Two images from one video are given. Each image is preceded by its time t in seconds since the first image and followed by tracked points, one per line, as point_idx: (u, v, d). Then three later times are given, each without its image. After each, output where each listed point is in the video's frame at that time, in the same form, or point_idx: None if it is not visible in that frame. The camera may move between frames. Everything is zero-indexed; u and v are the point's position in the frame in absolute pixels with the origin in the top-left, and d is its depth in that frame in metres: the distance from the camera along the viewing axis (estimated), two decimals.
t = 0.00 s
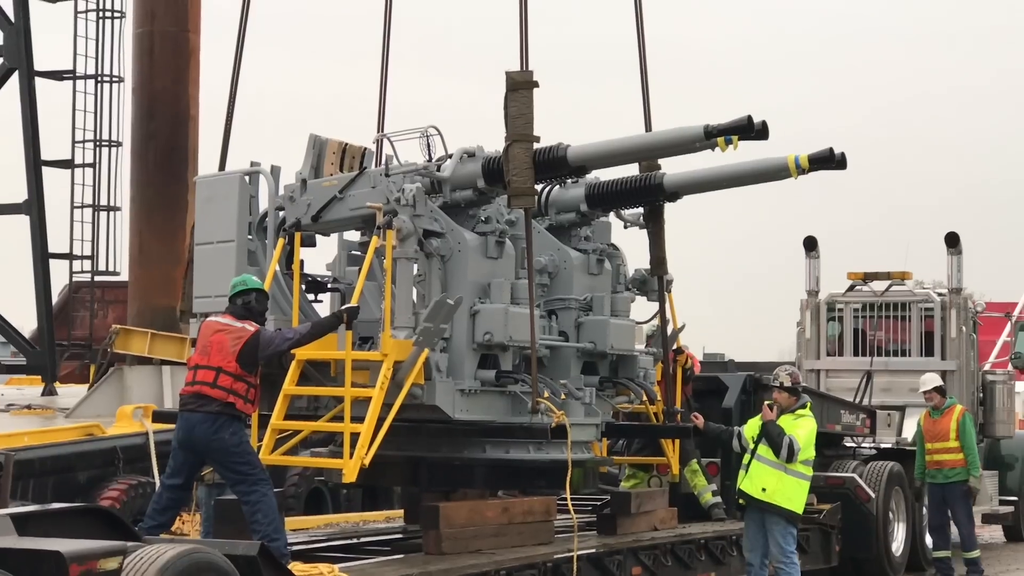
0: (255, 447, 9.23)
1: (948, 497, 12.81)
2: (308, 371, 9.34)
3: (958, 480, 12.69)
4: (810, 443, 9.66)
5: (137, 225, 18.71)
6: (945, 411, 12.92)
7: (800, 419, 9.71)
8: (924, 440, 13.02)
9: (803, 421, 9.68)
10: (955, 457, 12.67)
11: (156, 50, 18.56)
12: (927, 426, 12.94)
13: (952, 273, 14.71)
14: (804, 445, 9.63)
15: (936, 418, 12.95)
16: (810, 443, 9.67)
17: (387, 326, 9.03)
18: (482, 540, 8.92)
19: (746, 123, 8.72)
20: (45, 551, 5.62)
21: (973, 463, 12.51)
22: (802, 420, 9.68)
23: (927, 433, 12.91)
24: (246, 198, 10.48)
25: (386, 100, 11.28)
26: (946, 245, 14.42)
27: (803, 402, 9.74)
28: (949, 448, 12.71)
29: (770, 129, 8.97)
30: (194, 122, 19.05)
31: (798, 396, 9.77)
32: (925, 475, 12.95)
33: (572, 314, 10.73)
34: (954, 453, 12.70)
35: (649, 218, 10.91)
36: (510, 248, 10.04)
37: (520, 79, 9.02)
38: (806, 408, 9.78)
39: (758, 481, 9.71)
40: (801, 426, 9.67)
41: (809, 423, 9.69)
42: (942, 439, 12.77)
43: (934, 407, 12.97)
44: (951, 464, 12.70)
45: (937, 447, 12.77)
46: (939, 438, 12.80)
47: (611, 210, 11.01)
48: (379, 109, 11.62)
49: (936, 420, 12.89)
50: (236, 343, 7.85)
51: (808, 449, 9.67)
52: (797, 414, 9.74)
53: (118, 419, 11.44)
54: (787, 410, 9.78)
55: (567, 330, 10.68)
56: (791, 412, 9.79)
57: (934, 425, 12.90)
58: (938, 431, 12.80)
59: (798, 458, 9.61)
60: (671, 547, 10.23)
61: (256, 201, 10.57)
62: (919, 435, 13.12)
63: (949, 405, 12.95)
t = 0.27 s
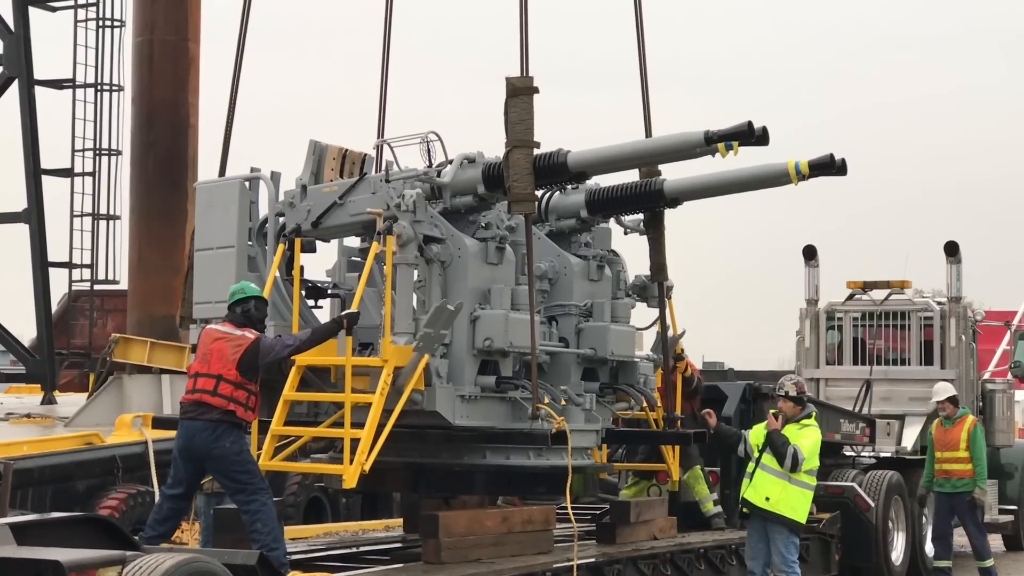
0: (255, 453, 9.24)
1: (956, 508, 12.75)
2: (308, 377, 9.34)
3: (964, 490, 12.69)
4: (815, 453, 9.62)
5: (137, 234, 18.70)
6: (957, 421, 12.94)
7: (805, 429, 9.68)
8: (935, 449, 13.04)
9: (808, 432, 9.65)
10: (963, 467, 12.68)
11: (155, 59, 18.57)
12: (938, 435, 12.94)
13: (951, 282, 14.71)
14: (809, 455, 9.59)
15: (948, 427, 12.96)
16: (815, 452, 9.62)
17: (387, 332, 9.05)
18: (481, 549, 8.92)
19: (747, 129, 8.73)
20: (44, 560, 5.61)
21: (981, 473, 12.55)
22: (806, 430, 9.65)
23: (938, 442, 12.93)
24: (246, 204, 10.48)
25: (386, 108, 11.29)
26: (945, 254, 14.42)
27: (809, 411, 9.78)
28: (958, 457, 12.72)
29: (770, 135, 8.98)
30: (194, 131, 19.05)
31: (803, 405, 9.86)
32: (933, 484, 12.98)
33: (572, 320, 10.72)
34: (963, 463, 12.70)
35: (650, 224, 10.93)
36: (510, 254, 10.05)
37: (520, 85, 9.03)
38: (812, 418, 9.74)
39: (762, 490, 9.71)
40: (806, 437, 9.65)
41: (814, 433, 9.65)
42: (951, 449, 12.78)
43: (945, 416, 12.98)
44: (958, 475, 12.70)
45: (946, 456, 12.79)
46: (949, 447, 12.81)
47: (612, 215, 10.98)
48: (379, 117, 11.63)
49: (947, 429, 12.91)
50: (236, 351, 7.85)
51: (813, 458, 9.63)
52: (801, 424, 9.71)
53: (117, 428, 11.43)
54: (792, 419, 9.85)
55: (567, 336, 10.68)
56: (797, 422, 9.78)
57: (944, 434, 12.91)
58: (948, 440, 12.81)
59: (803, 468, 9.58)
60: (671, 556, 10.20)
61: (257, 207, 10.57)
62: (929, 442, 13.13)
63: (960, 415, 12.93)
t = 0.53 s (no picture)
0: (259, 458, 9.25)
1: (975, 517, 12.80)
2: (312, 382, 9.35)
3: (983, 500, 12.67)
4: (820, 462, 9.65)
5: (139, 243, 18.70)
6: (977, 430, 12.87)
7: (811, 437, 9.73)
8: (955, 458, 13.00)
9: (814, 440, 9.69)
10: (982, 478, 12.66)
11: (158, 68, 18.60)
12: (958, 444, 12.94)
13: (954, 290, 14.70)
14: (814, 463, 9.63)
15: (968, 436, 12.93)
16: (821, 461, 9.65)
17: (390, 337, 9.07)
18: (483, 558, 8.88)
19: (750, 134, 8.75)
20: (47, 569, 5.59)
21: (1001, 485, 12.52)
22: (812, 439, 9.69)
23: (958, 451, 12.92)
24: (249, 209, 10.49)
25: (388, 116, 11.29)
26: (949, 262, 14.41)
27: (815, 420, 9.83)
28: (977, 467, 12.70)
29: (773, 138, 9.18)
30: (196, 139, 19.05)
31: (811, 414, 9.88)
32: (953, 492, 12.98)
33: (575, 325, 10.74)
34: (982, 473, 12.68)
35: (653, 229, 10.95)
36: (514, 260, 10.05)
37: (523, 90, 9.06)
38: (819, 426, 9.80)
39: (770, 499, 9.79)
40: (811, 445, 9.69)
41: (820, 441, 9.68)
42: (971, 458, 12.76)
43: (966, 425, 12.91)
44: (977, 485, 12.69)
45: (966, 466, 12.77)
46: (969, 457, 12.79)
47: (615, 221, 10.99)
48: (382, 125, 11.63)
49: (968, 438, 12.87)
50: (239, 357, 7.85)
51: (819, 466, 9.66)
52: (808, 432, 9.78)
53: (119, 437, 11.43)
54: (799, 427, 9.89)
55: (571, 341, 10.67)
56: (803, 430, 9.88)
57: (964, 443, 12.89)
58: (968, 450, 12.80)
59: (809, 476, 9.64)
60: (674, 564, 10.18)
61: (260, 212, 10.59)
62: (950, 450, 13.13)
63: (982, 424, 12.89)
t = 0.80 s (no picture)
0: (263, 462, 9.27)
1: (986, 524, 12.77)
2: (316, 387, 9.36)
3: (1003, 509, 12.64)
4: (827, 468, 9.83)
5: (142, 249, 18.74)
6: (994, 438, 12.81)
7: (818, 444, 9.91)
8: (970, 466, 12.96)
9: (821, 447, 9.87)
10: (997, 486, 12.64)
11: (162, 76, 18.64)
12: (973, 452, 12.90)
13: (958, 298, 14.68)
14: (821, 470, 9.81)
15: (984, 444, 12.88)
16: (829, 468, 9.83)
17: (395, 341, 9.02)
18: (486, 565, 8.85)
19: (754, 137, 8.76)
20: None
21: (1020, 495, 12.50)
22: (819, 445, 9.87)
23: (973, 459, 12.87)
24: (254, 213, 10.50)
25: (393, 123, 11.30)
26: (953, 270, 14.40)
27: (824, 427, 9.98)
28: (992, 476, 12.68)
29: (779, 143, 9.33)
30: (201, 147, 19.07)
31: (819, 422, 10.04)
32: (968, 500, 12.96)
33: (581, 330, 10.75)
34: (996, 481, 12.67)
35: (658, 234, 10.98)
36: (518, 264, 10.07)
37: (528, 94, 9.08)
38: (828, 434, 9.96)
39: (777, 505, 9.94)
40: (819, 451, 9.86)
41: (827, 448, 9.86)
42: (986, 466, 12.74)
43: (982, 433, 12.85)
44: (992, 493, 12.66)
45: (981, 474, 12.74)
46: (984, 465, 12.76)
47: (620, 225, 10.99)
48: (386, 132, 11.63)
49: (983, 447, 12.84)
50: (243, 364, 7.84)
51: (826, 473, 9.84)
52: (815, 439, 9.95)
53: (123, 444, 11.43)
54: (807, 434, 10.06)
55: (576, 346, 10.69)
56: (811, 438, 10.04)
57: (980, 451, 12.84)
58: (984, 458, 12.76)
59: (815, 482, 9.82)
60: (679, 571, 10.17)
61: (264, 216, 10.61)
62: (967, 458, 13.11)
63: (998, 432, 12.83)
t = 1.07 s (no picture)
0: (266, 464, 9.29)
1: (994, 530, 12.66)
2: (319, 389, 9.37)
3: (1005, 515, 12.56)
4: (831, 473, 9.83)
5: (144, 253, 18.76)
6: (1002, 444, 12.83)
7: (823, 449, 9.92)
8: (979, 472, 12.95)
9: (826, 452, 9.88)
10: (1003, 492, 12.58)
11: (165, 80, 18.65)
12: (982, 457, 12.88)
13: (960, 303, 14.68)
14: (826, 475, 9.81)
15: (994, 450, 12.88)
16: (834, 474, 9.84)
17: (398, 344, 9.06)
18: (488, 571, 8.84)
19: (757, 139, 8.76)
20: None
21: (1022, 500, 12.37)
22: (825, 451, 9.89)
23: (981, 464, 12.85)
24: (256, 215, 10.50)
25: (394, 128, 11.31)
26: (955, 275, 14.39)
27: (829, 433, 10.00)
28: (998, 481, 12.65)
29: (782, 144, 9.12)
30: (202, 152, 19.08)
31: (826, 427, 10.03)
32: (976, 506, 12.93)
33: (584, 332, 10.77)
34: (1003, 487, 12.61)
35: (661, 236, 10.99)
36: (521, 265, 10.08)
37: (530, 96, 9.05)
38: (834, 439, 9.99)
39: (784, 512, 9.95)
40: (823, 457, 9.88)
41: (832, 454, 9.88)
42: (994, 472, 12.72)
43: (992, 438, 12.88)
44: (998, 498, 12.60)
45: (988, 479, 12.72)
46: (991, 470, 12.74)
47: (623, 228, 11.00)
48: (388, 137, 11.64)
49: (992, 452, 12.83)
50: (246, 368, 7.83)
51: (830, 478, 9.83)
52: (821, 444, 9.97)
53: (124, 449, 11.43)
54: (812, 440, 10.06)
55: (579, 348, 10.71)
56: (817, 444, 10.03)
57: (989, 456, 12.85)
58: (991, 463, 12.75)
59: (820, 488, 9.82)
60: None
61: (267, 218, 10.60)
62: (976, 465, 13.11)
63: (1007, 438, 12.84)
